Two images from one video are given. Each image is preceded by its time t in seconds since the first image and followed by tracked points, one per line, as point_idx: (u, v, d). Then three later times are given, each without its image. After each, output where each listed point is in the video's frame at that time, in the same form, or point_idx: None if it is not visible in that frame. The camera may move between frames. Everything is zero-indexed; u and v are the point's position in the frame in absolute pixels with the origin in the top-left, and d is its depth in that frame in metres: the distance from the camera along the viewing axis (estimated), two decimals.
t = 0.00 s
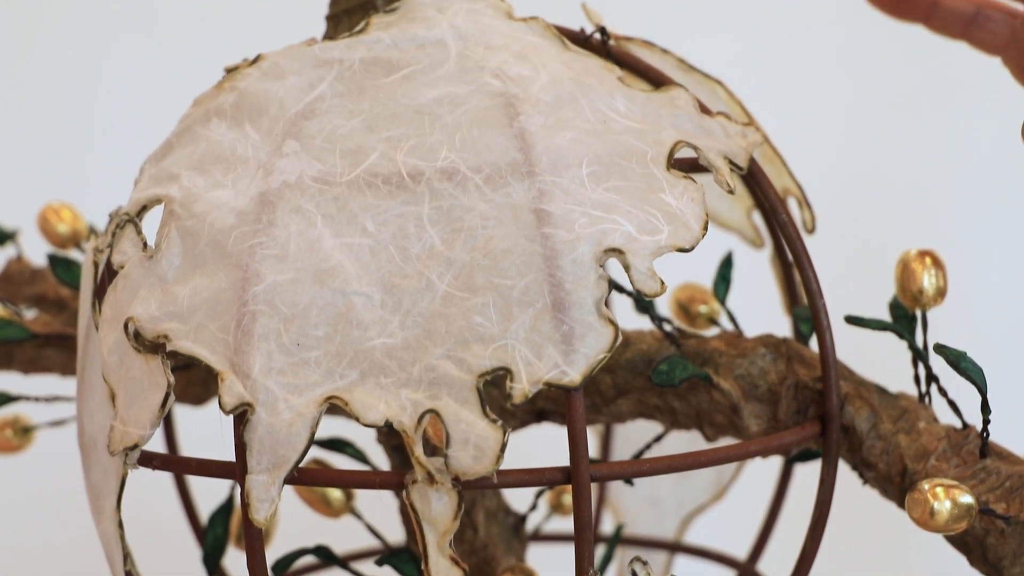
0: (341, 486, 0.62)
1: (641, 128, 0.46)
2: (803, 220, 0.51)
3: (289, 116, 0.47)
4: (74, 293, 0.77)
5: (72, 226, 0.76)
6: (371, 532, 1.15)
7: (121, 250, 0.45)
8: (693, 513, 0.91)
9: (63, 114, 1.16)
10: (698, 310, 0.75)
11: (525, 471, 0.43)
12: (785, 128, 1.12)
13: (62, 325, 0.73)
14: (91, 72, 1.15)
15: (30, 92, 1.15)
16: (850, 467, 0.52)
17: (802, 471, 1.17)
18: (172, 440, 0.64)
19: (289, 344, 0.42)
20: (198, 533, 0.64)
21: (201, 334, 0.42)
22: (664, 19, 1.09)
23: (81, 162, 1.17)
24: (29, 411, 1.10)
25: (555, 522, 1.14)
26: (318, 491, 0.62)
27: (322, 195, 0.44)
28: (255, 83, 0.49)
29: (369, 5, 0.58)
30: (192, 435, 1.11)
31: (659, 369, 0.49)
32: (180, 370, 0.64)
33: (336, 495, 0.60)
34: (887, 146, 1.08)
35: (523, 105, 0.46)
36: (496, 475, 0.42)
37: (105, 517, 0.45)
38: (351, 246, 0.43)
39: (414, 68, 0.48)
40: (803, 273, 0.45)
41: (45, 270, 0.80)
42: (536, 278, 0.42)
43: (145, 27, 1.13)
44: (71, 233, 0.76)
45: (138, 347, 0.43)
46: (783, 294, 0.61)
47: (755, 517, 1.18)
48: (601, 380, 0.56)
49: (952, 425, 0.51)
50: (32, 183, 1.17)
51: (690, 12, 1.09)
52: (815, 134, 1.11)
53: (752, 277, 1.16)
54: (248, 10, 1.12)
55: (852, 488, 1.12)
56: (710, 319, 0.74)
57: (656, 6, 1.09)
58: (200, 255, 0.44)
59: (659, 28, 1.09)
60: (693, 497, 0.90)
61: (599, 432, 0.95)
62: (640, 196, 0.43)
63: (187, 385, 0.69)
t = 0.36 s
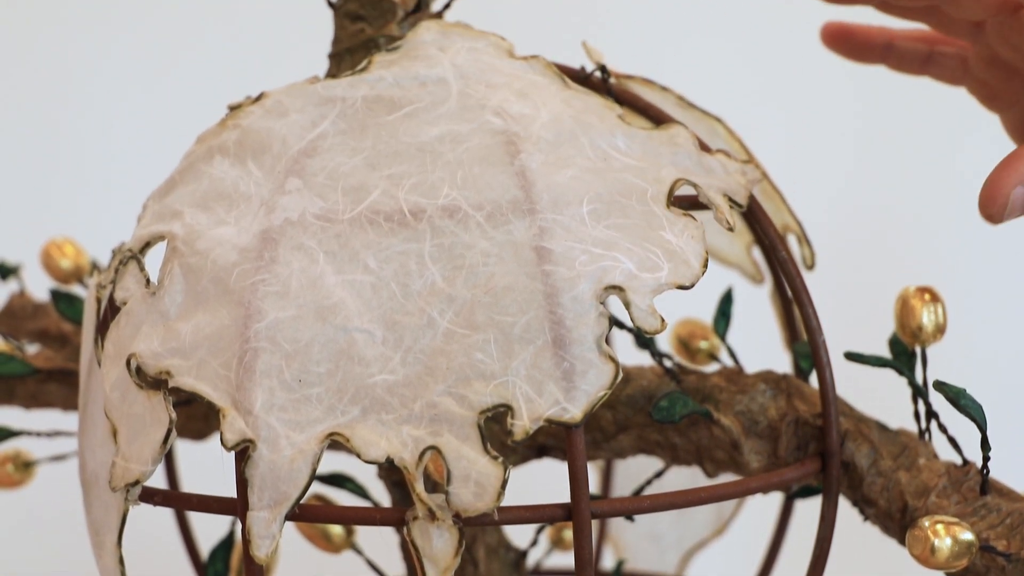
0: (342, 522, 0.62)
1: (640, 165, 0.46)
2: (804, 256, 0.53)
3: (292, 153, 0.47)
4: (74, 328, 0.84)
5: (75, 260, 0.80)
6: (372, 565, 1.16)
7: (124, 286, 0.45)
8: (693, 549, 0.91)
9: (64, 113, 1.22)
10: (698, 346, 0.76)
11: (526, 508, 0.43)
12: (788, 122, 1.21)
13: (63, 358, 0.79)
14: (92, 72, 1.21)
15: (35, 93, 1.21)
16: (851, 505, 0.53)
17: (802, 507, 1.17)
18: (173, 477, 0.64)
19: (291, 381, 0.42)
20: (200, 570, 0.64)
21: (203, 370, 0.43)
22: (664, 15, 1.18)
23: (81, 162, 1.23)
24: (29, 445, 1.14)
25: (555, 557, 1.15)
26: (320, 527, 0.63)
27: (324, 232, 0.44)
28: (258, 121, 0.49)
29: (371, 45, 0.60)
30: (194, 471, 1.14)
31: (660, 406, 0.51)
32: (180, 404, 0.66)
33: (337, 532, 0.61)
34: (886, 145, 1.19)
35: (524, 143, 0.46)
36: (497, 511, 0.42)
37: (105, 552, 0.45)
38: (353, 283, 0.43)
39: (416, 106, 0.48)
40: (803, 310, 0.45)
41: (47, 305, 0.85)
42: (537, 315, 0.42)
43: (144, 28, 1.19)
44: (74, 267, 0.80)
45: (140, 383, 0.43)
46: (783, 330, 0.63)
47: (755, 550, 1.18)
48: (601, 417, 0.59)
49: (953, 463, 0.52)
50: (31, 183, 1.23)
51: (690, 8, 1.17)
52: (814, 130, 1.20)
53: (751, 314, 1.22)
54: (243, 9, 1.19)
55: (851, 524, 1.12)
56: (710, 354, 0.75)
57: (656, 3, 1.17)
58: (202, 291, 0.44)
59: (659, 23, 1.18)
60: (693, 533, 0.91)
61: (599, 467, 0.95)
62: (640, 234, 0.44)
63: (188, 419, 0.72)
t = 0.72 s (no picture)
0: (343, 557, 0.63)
1: (640, 201, 0.47)
2: (803, 290, 0.55)
3: (294, 189, 0.48)
4: (76, 362, 0.88)
5: (77, 293, 0.82)
6: None
7: (126, 320, 0.46)
8: None
9: (64, 113, 1.26)
10: (698, 379, 0.77)
11: (526, 542, 0.43)
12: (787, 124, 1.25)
13: (65, 392, 0.82)
14: (94, 72, 1.26)
15: (37, 94, 1.26)
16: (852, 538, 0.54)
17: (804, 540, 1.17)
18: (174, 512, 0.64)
19: (292, 416, 0.42)
20: None
21: (205, 405, 0.43)
22: (665, 19, 1.22)
23: (83, 162, 1.28)
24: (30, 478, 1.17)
25: None
26: (320, 562, 0.63)
27: (326, 267, 0.45)
28: (261, 156, 0.50)
29: (373, 80, 0.62)
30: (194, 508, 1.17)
31: (661, 439, 0.54)
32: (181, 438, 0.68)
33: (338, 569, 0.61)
34: (886, 145, 1.22)
35: (525, 179, 0.46)
36: (498, 546, 0.42)
37: None
38: (354, 317, 0.43)
39: (417, 141, 0.49)
40: (803, 344, 0.45)
41: (48, 339, 0.90)
42: (538, 350, 0.41)
43: (144, 28, 1.24)
44: (76, 300, 0.82)
45: (141, 418, 0.43)
46: (783, 362, 0.64)
47: None
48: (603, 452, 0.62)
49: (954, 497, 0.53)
50: (32, 183, 1.28)
51: (690, 12, 1.22)
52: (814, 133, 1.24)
53: (751, 350, 1.25)
54: (242, 8, 1.23)
55: (854, 556, 1.12)
56: (710, 388, 0.76)
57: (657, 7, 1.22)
58: (204, 326, 0.44)
59: (659, 27, 1.22)
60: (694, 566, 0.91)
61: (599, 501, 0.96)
62: (640, 268, 0.44)
63: (190, 452, 0.74)
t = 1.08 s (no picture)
0: None
1: (641, 234, 0.47)
2: (804, 323, 0.56)
3: (297, 222, 0.48)
4: (78, 394, 0.89)
5: (79, 324, 0.82)
6: None
7: (129, 352, 0.46)
8: None
9: (64, 113, 1.27)
10: (699, 412, 0.78)
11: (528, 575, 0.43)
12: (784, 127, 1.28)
13: (65, 424, 0.83)
14: (93, 69, 1.27)
15: (37, 93, 1.27)
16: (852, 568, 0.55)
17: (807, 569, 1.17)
18: (174, 543, 0.65)
19: (294, 448, 0.41)
20: None
21: (206, 438, 0.42)
22: (665, 19, 1.26)
23: (82, 163, 1.29)
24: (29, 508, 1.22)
25: None
26: None
27: (328, 300, 0.45)
28: (263, 190, 0.50)
29: (375, 114, 0.63)
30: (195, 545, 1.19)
31: (662, 472, 0.57)
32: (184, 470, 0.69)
33: None
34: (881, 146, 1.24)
35: (526, 213, 0.47)
36: None
37: None
38: (356, 351, 0.43)
39: (418, 175, 0.49)
40: (804, 378, 0.46)
41: (50, 371, 0.91)
42: (539, 383, 0.41)
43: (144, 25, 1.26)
44: (78, 331, 0.82)
45: (143, 451, 0.43)
46: (783, 395, 0.64)
47: None
48: (603, 483, 0.63)
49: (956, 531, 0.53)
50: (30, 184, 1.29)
51: (690, 12, 1.26)
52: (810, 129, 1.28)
53: (753, 383, 1.28)
54: (242, 8, 1.26)
55: None
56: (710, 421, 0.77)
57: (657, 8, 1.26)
58: (206, 358, 0.45)
59: (659, 27, 1.26)
60: None
61: (600, 533, 0.96)
62: (640, 302, 0.44)
63: (191, 483, 0.74)
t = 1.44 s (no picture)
0: None
1: (641, 264, 0.48)
2: (804, 352, 0.57)
3: (299, 252, 0.49)
4: (79, 422, 0.89)
5: (81, 353, 0.83)
6: None
7: (130, 381, 0.46)
8: None
9: (66, 110, 1.31)
10: (699, 440, 0.78)
11: None
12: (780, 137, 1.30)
13: (66, 453, 0.83)
14: (92, 65, 1.30)
15: (37, 94, 1.30)
16: None
17: None
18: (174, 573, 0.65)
19: (295, 477, 0.41)
20: None
21: (207, 467, 0.42)
22: (664, 20, 1.30)
23: (82, 162, 1.33)
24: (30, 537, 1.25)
25: None
26: None
27: (329, 329, 0.45)
28: (265, 220, 0.51)
29: (377, 144, 0.64)
30: None
31: (662, 500, 0.57)
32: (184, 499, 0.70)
33: None
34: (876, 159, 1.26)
35: (527, 243, 0.47)
36: None
37: None
38: (357, 380, 0.43)
39: (421, 205, 0.50)
40: (804, 408, 0.48)
41: (52, 399, 0.91)
42: (540, 413, 0.41)
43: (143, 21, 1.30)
44: (80, 359, 0.83)
45: (144, 481, 0.42)
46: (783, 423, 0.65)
47: None
48: (604, 512, 0.63)
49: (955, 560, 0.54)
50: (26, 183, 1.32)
51: (690, 13, 1.29)
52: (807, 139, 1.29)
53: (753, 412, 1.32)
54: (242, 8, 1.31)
55: None
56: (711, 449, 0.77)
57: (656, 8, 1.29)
58: (208, 387, 0.45)
59: (658, 27, 1.30)
60: None
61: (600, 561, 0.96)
62: (640, 331, 0.44)
63: (191, 512, 0.75)
